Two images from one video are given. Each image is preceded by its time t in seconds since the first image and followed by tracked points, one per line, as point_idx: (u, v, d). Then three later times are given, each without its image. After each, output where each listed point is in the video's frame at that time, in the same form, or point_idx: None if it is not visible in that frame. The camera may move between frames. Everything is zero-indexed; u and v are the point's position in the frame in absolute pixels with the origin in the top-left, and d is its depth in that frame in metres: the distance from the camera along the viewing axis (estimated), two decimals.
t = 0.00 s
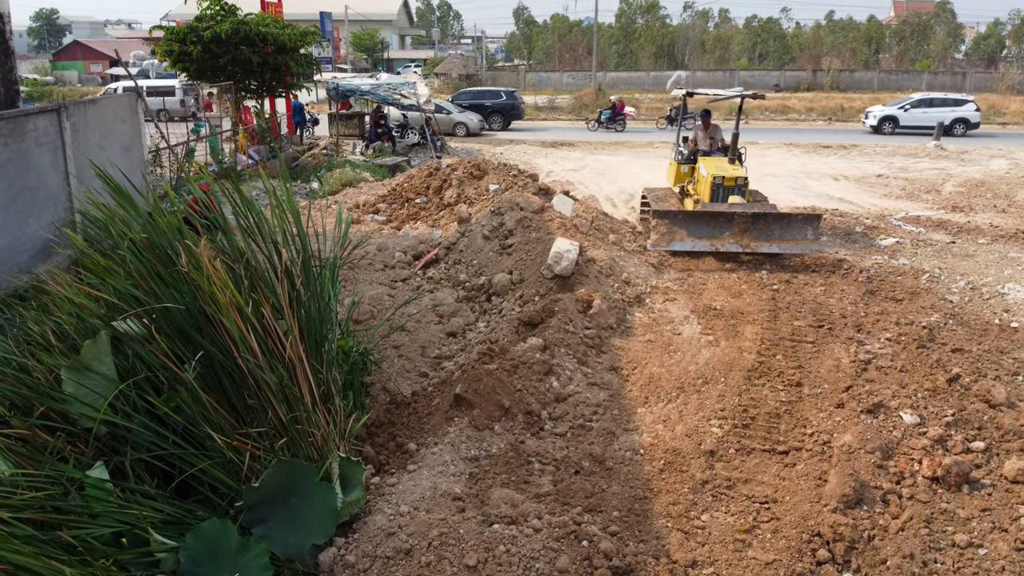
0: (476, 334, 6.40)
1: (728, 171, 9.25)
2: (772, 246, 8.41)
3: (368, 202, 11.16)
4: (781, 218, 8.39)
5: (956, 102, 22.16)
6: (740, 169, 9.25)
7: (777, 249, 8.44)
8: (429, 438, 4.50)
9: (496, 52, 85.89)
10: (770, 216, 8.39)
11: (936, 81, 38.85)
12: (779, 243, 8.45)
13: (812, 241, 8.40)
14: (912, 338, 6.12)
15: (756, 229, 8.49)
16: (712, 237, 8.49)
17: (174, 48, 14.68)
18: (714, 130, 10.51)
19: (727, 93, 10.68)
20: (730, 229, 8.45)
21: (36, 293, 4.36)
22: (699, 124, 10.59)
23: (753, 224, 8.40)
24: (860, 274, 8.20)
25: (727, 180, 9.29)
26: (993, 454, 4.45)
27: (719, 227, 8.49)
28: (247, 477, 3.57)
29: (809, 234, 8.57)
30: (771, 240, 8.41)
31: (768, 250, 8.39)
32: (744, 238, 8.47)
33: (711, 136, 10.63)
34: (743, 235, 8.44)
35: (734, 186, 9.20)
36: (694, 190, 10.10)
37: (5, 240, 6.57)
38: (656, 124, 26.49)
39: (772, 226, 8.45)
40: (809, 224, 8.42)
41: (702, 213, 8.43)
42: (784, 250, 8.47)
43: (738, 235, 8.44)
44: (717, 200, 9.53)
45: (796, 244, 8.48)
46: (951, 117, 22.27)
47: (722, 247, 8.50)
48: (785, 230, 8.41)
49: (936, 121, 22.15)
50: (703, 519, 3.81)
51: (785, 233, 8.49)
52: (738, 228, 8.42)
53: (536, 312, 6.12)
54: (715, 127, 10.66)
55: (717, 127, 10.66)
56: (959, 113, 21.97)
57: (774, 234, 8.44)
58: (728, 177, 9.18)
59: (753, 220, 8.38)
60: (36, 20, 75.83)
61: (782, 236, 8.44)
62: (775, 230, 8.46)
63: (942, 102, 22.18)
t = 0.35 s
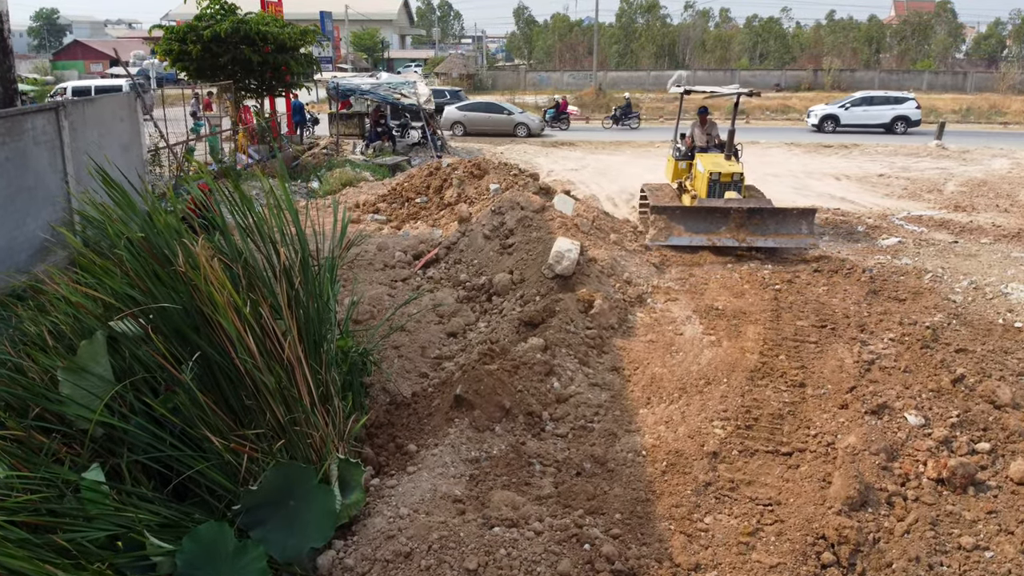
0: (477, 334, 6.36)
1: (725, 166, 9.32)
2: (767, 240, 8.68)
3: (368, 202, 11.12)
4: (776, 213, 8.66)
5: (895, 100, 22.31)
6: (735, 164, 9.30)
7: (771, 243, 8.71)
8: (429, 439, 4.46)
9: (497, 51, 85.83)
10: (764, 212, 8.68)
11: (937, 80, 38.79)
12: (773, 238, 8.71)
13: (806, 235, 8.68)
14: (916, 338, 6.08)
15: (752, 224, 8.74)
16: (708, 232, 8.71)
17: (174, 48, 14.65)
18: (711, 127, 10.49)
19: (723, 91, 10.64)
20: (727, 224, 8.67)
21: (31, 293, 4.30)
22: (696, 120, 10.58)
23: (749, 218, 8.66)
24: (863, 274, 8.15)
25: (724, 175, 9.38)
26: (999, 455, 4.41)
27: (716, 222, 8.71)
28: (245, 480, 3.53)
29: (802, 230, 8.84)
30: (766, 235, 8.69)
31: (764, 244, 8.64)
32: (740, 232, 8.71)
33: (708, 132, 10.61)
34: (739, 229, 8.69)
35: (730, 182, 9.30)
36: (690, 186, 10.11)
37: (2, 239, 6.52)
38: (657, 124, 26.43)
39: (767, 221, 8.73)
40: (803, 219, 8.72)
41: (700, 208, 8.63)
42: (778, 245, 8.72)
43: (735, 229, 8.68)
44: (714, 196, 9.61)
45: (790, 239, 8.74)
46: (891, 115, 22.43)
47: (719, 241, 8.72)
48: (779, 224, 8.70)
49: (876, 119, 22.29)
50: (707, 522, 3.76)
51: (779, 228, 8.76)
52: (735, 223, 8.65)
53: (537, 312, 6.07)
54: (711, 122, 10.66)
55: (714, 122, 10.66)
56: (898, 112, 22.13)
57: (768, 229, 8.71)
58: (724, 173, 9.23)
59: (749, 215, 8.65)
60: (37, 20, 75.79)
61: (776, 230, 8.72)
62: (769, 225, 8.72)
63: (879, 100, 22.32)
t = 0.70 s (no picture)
0: (476, 342, 6.22)
1: (722, 165, 9.31)
2: (765, 238, 8.81)
3: (366, 204, 10.98)
4: (772, 212, 8.81)
5: (836, 100, 22.57)
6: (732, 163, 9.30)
7: (768, 241, 8.85)
8: (425, 454, 4.32)
9: (497, 51, 85.67)
10: (761, 211, 8.81)
11: (938, 80, 38.63)
12: (770, 236, 8.85)
13: (802, 233, 8.83)
14: (924, 346, 5.95)
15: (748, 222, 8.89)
16: (706, 231, 8.83)
17: (171, 48, 14.53)
18: (707, 125, 10.45)
19: (719, 91, 10.56)
20: (724, 222, 8.81)
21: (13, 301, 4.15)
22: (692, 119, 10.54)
23: (746, 217, 8.80)
24: (868, 279, 8.03)
25: (721, 174, 9.35)
26: (1013, 470, 4.28)
27: (713, 220, 8.84)
28: (234, 499, 3.40)
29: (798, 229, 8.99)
30: (763, 233, 8.84)
31: (761, 242, 8.77)
32: (738, 231, 8.84)
33: (704, 131, 10.58)
34: (737, 228, 8.83)
35: (727, 181, 9.28)
36: (688, 185, 10.06)
37: None
38: (657, 125, 26.26)
39: (763, 220, 8.88)
40: (799, 217, 8.87)
41: (697, 208, 8.76)
42: (775, 243, 8.87)
43: (732, 228, 8.82)
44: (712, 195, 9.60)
45: (786, 237, 8.89)
46: (833, 114, 22.70)
47: (717, 239, 8.84)
48: (775, 223, 8.84)
49: (818, 119, 22.53)
50: (712, 542, 3.64)
51: (775, 226, 8.91)
52: (732, 221, 8.79)
53: (537, 320, 5.93)
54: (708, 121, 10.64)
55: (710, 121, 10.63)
56: (839, 112, 22.40)
57: (765, 227, 8.85)
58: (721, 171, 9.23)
59: (746, 214, 8.79)
60: (37, 19, 75.71)
61: (772, 229, 8.87)
62: (766, 224, 8.86)
63: (821, 100, 22.55)
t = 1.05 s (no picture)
0: (475, 346, 6.13)
1: (719, 163, 9.36)
2: (761, 234, 9.11)
3: (365, 204, 10.88)
4: (768, 208, 9.09)
5: (777, 100, 22.70)
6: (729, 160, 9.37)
7: (765, 236, 9.15)
8: (422, 462, 4.23)
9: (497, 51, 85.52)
10: (757, 207, 9.10)
11: (940, 80, 38.47)
12: (766, 231, 9.14)
13: (798, 228, 9.09)
14: (931, 351, 5.86)
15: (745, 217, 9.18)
16: (704, 227, 9.16)
17: (168, 48, 14.46)
18: (704, 124, 10.42)
19: (715, 91, 10.53)
20: (721, 218, 9.12)
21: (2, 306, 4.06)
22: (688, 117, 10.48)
23: (743, 214, 9.09)
24: (872, 281, 7.93)
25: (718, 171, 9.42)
26: None
27: (711, 217, 9.15)
28: (225, 510, 3.32)
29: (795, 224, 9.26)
30: (759, 229, 9.12)
31: (757, 238, 9.06)
32: (735, 226, 9.15)
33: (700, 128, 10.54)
34: (734, 224, 9.14)
35: (724, 178, 9.38)
36: (686, 182, 10.05)
37: None
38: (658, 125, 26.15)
39: (760, 215, 9.16)
40: (795, 213, 9.15)
41: (695, 205, 9.08)
42: (771, 238, 9.16)
43: (729, 224, 9.13)
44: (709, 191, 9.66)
45: (782, 232, 9.16)
46: (774, 113, 22.79)
47: (715, 235, 9.16)
48: (772, 218, 9.13)
49: (760, 119, 22.57)
50: (716, 555, 3.55)
51: (772, 221, 9.18)
52: (729, 217, 9.09)
53: (537, 323, 5.83)
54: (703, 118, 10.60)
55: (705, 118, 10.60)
56: (781, 111, 22.49)
57: (762, 223, 9.14)
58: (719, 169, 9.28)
59: (743, 210, 9.08)
60: (38, 19, 75.64)
61: (769, 225, 9.16)
62: (763, 219, 9.15)
63: (764, 100, 22.66)
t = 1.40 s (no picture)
0: (475, 352, 5.99)
1: (716, 161, 9.39)
2: (758, 229, 9.14)
3: (363, 206, 10.75)
4: (765, 204, 9.11)
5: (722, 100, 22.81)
6: (726, 158, 9.41)
7: (762, 232, 9.18)
8: (419, 474, 4.10)
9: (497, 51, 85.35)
10: (754, 202, 9.12)
11: (941, 81, 38.30)
12: (763, 227, 9.17)
13: (795, 224, 9.13)
14: (941, 358, 5.72)
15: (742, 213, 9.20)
16: (701, 223, 9.16)
17: (166, 48, 14.31)
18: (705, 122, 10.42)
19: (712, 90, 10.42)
20: (719, 214, 9.14)
21: None
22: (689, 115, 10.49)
23: (740, 210, 9.09)
24: (878, 284, 7.80)
25: (715, 169, 9.43)
26: None
27: (708, 213, 9.16)
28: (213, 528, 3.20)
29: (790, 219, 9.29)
30: (756, 224, 9.15)
31: (755, 234, 9.09)
32: (732, 222, 9.17)
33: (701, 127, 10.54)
34: (731, 220, 9.15)
35: (721, 175, 9.38)
36: (685, 179, 10.00)
37: None
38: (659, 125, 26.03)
39: (757, 211, 9.18)
40: (792, 208, 9.16)
41: (693, 202, 9.07)
42: (768, 233, 9.19)
43: (726, 220, 9.14)
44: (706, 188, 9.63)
45: (779, 228, 9.19)
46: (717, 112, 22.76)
47: (712, 231, 9.17)
48: (769, 214, 9.15)
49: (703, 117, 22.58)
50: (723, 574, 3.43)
51: (768, 217, 9.22)
52: (726, 214, 9.10)
53: (538, 328, 5.68)
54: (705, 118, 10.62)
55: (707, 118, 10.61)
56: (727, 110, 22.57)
57: (759, 218, 9.16)
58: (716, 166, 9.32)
59: (740, 206, 9.09)
60: (38, 19, 75.50)
61: (766, 220, 9.18)
62: (759, 215, 9.18)
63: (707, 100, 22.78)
